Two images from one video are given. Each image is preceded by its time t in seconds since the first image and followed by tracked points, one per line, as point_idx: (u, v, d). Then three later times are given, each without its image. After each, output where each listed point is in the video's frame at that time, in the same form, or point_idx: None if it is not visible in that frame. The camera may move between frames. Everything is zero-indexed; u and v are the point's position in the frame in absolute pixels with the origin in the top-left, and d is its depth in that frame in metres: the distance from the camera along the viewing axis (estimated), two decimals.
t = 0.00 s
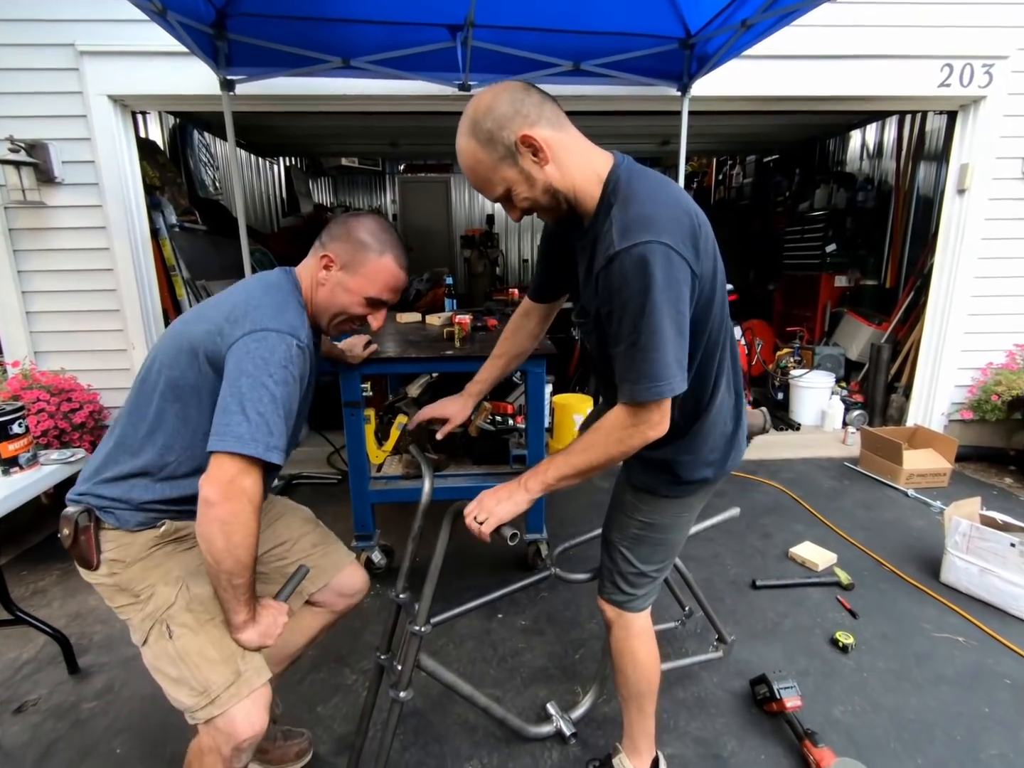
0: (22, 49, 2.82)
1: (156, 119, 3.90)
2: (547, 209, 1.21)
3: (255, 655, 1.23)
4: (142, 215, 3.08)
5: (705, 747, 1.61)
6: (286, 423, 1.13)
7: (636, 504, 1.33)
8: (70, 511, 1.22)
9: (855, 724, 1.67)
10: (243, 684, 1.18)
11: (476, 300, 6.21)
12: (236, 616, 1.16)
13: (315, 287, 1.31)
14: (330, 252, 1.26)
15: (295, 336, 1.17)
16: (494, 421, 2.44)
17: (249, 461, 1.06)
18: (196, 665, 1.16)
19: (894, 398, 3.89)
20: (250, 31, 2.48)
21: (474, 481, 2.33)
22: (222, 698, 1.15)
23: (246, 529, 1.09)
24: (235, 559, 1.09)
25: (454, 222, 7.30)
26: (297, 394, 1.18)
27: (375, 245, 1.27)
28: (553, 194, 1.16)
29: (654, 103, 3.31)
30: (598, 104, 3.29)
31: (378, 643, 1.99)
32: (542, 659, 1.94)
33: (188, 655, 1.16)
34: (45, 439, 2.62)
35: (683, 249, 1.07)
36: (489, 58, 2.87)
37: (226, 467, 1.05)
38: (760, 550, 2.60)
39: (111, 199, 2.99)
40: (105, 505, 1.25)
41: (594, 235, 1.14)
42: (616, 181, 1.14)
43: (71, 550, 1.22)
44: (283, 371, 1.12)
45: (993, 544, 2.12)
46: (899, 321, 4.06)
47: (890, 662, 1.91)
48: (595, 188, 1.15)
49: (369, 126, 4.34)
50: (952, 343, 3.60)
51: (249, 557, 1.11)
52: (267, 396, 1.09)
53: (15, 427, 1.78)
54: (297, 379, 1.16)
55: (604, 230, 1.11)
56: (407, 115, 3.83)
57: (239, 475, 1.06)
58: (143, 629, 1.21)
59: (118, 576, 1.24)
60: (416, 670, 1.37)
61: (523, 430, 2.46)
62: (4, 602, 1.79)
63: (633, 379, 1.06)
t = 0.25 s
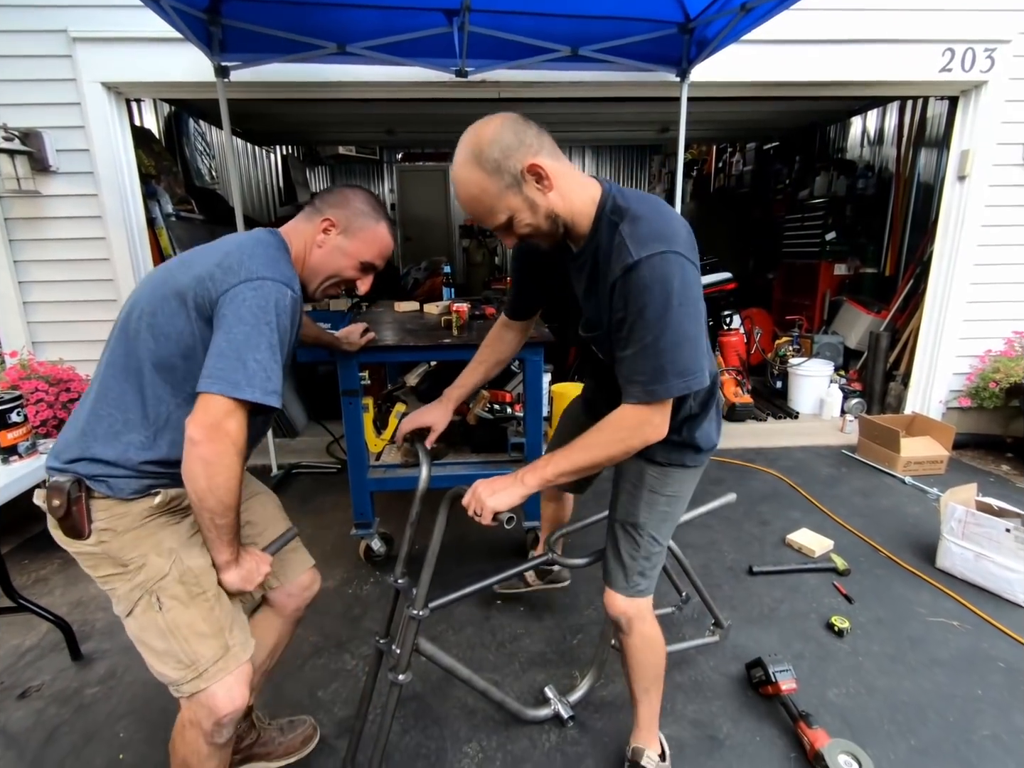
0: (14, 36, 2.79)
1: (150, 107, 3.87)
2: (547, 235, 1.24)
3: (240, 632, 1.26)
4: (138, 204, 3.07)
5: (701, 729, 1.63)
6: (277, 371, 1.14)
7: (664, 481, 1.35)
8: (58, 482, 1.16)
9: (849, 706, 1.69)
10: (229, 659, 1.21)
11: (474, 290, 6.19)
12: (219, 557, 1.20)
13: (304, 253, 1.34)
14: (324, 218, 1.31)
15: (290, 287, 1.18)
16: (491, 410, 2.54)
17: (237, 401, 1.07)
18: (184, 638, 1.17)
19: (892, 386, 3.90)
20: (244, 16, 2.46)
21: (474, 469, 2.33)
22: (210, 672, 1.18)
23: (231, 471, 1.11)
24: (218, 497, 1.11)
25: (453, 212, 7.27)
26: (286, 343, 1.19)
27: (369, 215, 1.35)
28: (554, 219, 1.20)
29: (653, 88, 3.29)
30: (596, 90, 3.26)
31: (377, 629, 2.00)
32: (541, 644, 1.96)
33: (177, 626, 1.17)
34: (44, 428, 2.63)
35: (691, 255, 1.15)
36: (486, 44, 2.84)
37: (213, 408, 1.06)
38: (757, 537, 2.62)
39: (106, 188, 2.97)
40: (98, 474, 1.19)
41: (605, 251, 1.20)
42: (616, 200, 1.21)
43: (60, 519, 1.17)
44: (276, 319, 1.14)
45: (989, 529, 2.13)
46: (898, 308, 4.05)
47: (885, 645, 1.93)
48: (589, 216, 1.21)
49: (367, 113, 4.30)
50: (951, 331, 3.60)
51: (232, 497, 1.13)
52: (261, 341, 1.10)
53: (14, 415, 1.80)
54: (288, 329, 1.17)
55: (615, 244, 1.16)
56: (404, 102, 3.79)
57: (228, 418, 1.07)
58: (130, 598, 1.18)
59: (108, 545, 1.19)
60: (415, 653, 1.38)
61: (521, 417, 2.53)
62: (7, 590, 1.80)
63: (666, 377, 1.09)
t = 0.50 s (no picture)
0: (7, 23, 2.76)
1: (146, 95, 3.84)
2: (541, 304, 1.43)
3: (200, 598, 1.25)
4: (134, 194, 3.05)
5: (695, 713, 1.65)
6: (217, 293, 1.13)
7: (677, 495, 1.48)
8: (20, 433, 1.15)
9: (842, 691, 1.71)
10: (186, 623, 1.21)
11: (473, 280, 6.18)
12: (181, 463, 1.21)
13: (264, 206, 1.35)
14: (283, 169, 1.32)
15: (236, 211, 1.19)
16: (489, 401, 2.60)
17: (166, 316, 1.08)
18: (141, 599, 1.16)
19: (890, 376, 3.91)
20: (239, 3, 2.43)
21: (473, 459, 2.34)
22: (163, 634, 1.17)
23: (166, 387, 1.11)
24: (156, 412, 1.12)
25: (452, 202, 7.23)
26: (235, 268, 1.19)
27: (325, 167, 1.37)
28: (548, 291, 1.40)
29: (652, 76, 3.26)
30: (595, 78, 3.23)
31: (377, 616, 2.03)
32: (538, 630, 1.98)
33: (136, 586, 1.16)
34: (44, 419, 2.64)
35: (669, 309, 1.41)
36: (483, 31, 2.82)
37: (142, 322, 1.07)
38: (753, 526, 2.64)
39: (102, 178, 2.95)
40: (62, 427, 1.17)
41: (604, 311, 1.41)
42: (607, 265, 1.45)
43: (24, 473, 1.16)
44: (220, 240, 1.14)
45: (982, 517, 2.15)
46: (897, 298, 4.06)
47: (878, 631, 1.96)
48: (584, 286, 1.43)
49: (365, 102, 4.26)
50: (949, 321, 3.60)
51: (172, 411, 1.14)
52: (194, 260, 1.11)
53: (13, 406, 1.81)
54: (236, 252, 1.18)
55: (615, 306, 1.39)
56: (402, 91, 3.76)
57: (159, 332, 1.08)
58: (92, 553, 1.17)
59: (74, 498, 1.18)
60: (413, 639, 1.40)
61: (518, 407, 2.56)
62: (9, 578, 1.82)
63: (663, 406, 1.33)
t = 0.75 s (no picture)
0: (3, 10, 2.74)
1: (145, 84, 3.83)
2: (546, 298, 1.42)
3: (168, 595, 1.29)
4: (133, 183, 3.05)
5: (687, 700, 1.67)
6: (122, 223, 1.10)
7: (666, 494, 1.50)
8: None
9: (834, 679, 1.73)
10: (150, 621, 1.25)
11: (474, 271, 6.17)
12: (124, 409, 1.18)
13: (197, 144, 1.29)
14: (206, 104, 1.25)
15: (133, 142, 1.17)
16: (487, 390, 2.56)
17: (70, 255, 1.05)
18: (107, 598, 1.20)
19: (891, 368, 3.90)
20: None
21: (470, 449, 2.34)
22: (126, 630, 1.23)
23: (83, 330, 1.07)
24: (81, 358, 1.09)
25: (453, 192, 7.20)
26: (141, 200, 1.16)
27: (253, 94, 1.29)
28: (553, 286, 1.40)
29: (653, 64, 3.22)
30: (596, 66, 3.20)
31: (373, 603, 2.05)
32: (533, 618, 2.00)
33: (102, 584, 1.20)
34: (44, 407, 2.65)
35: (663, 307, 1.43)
36: (482, 18, 2.79)
37: (49, 263, 1.03)
38: (750, 516, 2.65)
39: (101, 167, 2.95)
40: (26, 400, 1.18)
41: (601, 309, 1.42)
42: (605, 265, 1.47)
43: None
44: (116, 170, 1.11)
45: (978, 508, 2.15)
46: (898, 290, 4.06)
47: (872, 621, 1.97)
48: (585, 286, 1.44)
49: (365, 90, 4.23)
50: (950, 312, 3.58)
51: (96, 359, 1.10)
52: (86, 192, 1.07)
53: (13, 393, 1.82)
54: (137, 181, 1.14)
55: (611, 303, 1.41)
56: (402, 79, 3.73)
57: (68, 272, 1.05)
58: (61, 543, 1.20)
59: (44, 484, 1.20)
60: (410, 620, 1.41)
61: (516, 397, 2.55)
62: (9, 563, 1.84)
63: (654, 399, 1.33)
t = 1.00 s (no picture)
0: None
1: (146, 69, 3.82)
2: (552, 260, 1.43)
3: (130, 566, 1.39)
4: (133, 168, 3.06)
5: (673, 685, 1.68)
6: None
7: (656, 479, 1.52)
8: None
9: (821, 667, 1.73)
10: (109, 589, 1.37)
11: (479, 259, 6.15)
12: (21, 399, 1.14)
13: (83, 99, 1.21)
14: (67, 49, 1.16)
15: None
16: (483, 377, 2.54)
17: None
18: (70, 567, 1.34)
19: (896, 359, 3.85)
20: None
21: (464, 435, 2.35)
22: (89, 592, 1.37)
23: None
24: None
25: (458, 179, 7.16)
26: (11, 174, 1.12)
27: (116, 29, 1.18)
28: (562, 245, 1.42)
29: (657, 47, 3.17)
30: (598, 50, 3.15)
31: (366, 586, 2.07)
32: (523, 603, 2.01)
33: (66, 558, 1.33)
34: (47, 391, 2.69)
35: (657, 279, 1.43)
36: None
37: None
38: (746, 505, 2.64)
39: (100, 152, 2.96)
40: None
41: (595, 280, 1.43)
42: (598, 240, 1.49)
43: None
44: None
45: (974, 499, 2.13)
46: (905, 280, 4.00)
47: (863, 610, 1.96)
48: (589, 253, 1.46)
49: (367, 75, 4.20)
50: (957, 301, 3.52)
51: None
52: None
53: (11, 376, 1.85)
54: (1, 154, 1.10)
55: (603, 273, 1.42)
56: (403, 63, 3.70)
57: None
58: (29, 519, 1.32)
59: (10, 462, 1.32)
60: (404, 590, 1.42)
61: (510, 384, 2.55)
62: (9, 543, 1.87)
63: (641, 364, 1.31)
